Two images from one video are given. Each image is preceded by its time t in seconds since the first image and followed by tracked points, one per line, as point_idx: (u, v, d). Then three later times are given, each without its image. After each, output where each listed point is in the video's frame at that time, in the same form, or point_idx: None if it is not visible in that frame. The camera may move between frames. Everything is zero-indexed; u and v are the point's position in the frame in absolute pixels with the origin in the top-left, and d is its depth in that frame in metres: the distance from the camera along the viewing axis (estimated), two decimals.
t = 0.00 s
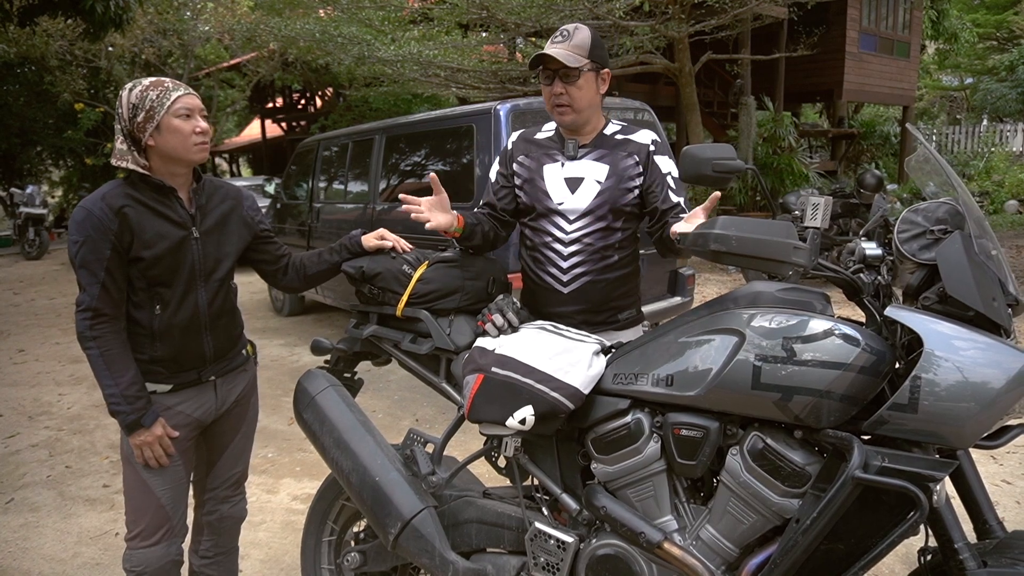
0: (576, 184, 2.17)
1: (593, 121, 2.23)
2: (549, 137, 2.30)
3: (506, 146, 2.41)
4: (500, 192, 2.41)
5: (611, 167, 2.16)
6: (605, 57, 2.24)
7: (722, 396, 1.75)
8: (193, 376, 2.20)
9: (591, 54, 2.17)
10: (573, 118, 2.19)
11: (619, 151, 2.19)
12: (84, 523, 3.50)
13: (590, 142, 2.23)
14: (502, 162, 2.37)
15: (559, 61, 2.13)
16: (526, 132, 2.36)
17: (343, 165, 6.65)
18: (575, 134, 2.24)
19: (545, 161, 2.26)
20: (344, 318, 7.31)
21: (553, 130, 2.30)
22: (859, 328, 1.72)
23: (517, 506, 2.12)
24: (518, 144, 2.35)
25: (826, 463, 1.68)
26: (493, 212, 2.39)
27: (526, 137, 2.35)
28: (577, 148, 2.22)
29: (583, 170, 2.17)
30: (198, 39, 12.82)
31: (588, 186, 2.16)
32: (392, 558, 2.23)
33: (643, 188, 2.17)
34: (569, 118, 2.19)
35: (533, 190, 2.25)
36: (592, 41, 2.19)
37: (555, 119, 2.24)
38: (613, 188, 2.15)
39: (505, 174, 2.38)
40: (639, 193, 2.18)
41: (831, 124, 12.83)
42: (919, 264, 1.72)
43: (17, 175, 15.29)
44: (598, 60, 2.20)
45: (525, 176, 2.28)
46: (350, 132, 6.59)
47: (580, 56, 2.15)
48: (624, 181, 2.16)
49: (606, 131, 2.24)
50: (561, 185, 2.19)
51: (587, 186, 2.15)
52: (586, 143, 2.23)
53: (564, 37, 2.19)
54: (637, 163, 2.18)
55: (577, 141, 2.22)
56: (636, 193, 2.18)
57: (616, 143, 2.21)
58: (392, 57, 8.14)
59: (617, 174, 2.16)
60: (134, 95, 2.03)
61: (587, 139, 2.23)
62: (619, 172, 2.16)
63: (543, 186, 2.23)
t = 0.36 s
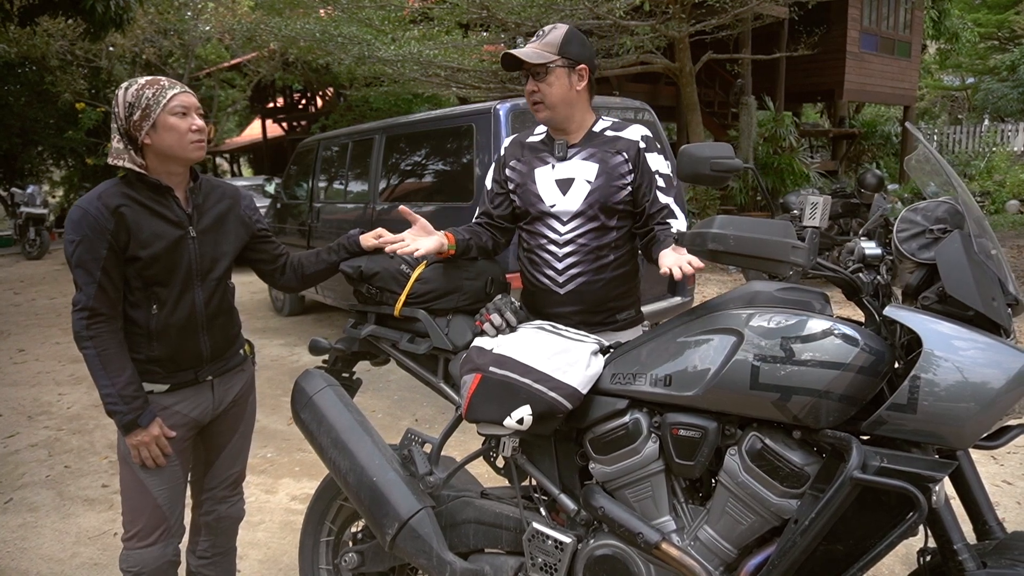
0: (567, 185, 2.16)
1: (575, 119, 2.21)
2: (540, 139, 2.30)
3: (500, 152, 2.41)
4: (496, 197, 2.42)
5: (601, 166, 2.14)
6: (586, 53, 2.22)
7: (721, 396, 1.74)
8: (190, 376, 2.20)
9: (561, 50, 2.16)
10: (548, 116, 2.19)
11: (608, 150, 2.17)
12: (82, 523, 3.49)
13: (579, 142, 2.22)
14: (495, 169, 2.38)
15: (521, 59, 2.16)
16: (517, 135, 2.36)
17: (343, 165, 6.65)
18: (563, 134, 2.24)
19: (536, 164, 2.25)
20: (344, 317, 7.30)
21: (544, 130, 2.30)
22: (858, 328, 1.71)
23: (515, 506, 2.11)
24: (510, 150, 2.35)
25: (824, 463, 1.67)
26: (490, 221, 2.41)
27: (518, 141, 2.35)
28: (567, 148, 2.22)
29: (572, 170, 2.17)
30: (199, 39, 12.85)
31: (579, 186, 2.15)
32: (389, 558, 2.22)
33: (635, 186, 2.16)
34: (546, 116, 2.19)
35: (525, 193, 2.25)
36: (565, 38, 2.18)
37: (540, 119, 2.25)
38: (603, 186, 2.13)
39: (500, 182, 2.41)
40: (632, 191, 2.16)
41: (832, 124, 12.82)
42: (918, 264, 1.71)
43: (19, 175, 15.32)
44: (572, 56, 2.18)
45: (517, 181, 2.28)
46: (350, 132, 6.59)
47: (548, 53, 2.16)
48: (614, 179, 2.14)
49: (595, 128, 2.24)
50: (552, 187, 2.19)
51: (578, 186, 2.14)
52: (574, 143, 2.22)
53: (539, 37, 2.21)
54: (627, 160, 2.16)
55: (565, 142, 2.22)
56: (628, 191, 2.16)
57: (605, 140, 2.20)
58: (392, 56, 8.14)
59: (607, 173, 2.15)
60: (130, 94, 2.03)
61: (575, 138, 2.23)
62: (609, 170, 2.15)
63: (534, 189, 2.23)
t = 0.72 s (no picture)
0: (561, 184, 2.15)
1: (579, 120, 2.22)
2: (534, 137, 2.28)
3: (493, 149, 2.39)
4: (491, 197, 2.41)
5: (594, 165, 2.13)
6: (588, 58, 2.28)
7: (715, 397, 1.72)
8: (183, 377, 2.19)
9: (579, 51, 2.19)
10: (563, 114, 2.17)
11: (601, 149, 2.16)
12: (78, 523, 3.49)
13: (573, 142, 2.20)
14: (488, 166, 2.35)
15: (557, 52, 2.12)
16: (511, 134, 2.35)
17: (343, 165, 6.64)
18: (559, 134, 2.22)
19: (529, 162, 2.24)
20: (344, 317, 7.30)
21: (539, 128, 2.28)
22: (853, 329, 1.70)
23: (509, 508, 2.10)
24: (505, 147, 2.34)
25: (818, 466, 1.66)
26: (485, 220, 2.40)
27: (512, 140, 2.34)
28: (561, 147, 2.20)
29: (566, 170, 2.15)
30: (201, 39, 12.91)
31: (572, 185, 2.14)
32: (382, 560, 2.21)
33: (626, 186, 2.13)
34: (560, 114, 2.17)
35: (518, 191, 2.23)
36: (579, 40, 2.22)
37: (542, 116, 2.21)
38: (596, 186, 2.12)
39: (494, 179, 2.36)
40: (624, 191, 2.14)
41: (834, 124, 12.79)
42: (914, 264, 1.70)
43: (22, 175, 15.37)
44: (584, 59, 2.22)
45: (510, 178, 2.26)
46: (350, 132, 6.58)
47: (572, 51, 2.17)
48: (607, 178, 2.13)
49: (590, 128, 2.21)
50: (545, 185, 2.17)
51: (571, 185, 2.13)
52: (569, 142, 2.20)
53: (555, 33, 2.20)
54: (618, 160, 2.14)
55: (560, 141, 2.20)
56: (620, 190, 2.14)
57: (598, 139, 2.18)
58: (392, 56, 8.15)
59: (600, 172, 2.14)
60: (123, 93, 2.01)
61: (570, 138, 2.21)
62: (602, 169, 2.13)
63: (527, 187, 2.21)
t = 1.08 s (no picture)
0: (555, 182, 2.14)
1: (575, 119, 2.20)
2: (531, 135, 2.28)
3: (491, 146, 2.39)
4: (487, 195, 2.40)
5: (590, 162, 2.13)
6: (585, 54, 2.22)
7: (713, 398, 1.71)
8: (179, 377, 2.18)
9: (572, 51, 2.16)
10: (555, 117, 2.17)
11: (597, 147, 2.14)
12: (77, 523, 3.48)
13: (570, 140, 2.19)
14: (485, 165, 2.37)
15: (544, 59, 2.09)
16: (508, 131, 2.34)
17: (344, 164, 6.63)
18: (555, 133, 2.21)
19: (525, 160, 2.23)
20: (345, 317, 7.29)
21: (536, 127, 2.27)
22: (852, 330, 1.68)
23: (506, 509, 2.08)
24: (501, 144, 2.33)
25: (817, 468, 1.64)
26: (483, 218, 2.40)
27: (508, 137, 2.33)
28: (557, 146, 2.19)
29: (561, 167, 2.14)
30: (203, 39, 12.99)
31: (566, 183, 2.12)
32: (380, 561, 2.20)
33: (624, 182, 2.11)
34: (552, 117, 2.16)
35: (514, 189, 2.22)
36: (572, 40, 2.17)
37: (538, 118, 2.21)
38: (591, 182, 2.11)
39: (490, 176, 2.38)
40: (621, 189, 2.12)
41: (836, 124, 12.77)
42: (914, 265, 1.68)
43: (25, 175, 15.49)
44: (579, 58, 2.18)
45: (506, 175, 2.25)
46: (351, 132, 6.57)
47: (561, 54, 2.13)
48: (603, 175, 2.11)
49: (587, 127, 2.20)
50: (540, 183, 2.16)
51: (566, 183, 2.12)
52: (566, 141, 2.19)
53: (546, 35, 2.16)
54: (615, 157, 2.13)
55: (556, 140, 2.19)
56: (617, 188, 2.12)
57: (594, 137, 2.17)
58: (393, 56, 8.14)
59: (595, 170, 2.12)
60: (119, 92, 2.00)
61: (566, 137, 2.20)
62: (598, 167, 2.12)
63: (522, 185, 2.20)
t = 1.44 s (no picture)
0: (552, 184, 2.12)
1: (559, 122, 2.18)
2: (526, 139, 2.26)
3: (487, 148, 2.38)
4: (486, 198, 2.40)
5: (585, 163, 2.10)
6: (568, 55, 2.15)
7: (712, 399, 1.70)
8: (178, 377, 2.18)
9: (543, 55, 2.11)
10: (526, 120, 2.18)
11: (593, 147, 2.13)
12: (77, 523, 3.48)
13: (564, 142, 2.18)
14: (483, 168, 2.36)
15: (502, 67, 2.11)
16: (504, 134, 2.33)
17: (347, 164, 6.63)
18: (548, 134, 2.21)
19: (521, 162, 2.22)
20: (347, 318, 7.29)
21: (529, 130, 2.26)
22: (852, 331, 1.67)
23: (505, 510, 2.07)
24: (497, 146, 2.32)
25: (817, 469, 1.63)
26: (481, 220, 2.40)
27: (505, 139, 2.32)
28: (552, 147, 2.18)
29: (558, 169, 2.13)
30: (207, 39, 13.07)
31: (563, 184, 2.11)
32: (379, 562, 2.19)
33: (622, 184, 2.12)
34: (525, 119, 2.18)
35: (512, 191, 2.21)
36: (546, 42, 2.12)
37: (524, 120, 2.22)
38: (589, 184, 2.09)
39: (487, 181, 2.37)
40: (619, 190, 2.12)
41: (840, 124, 12.73)
42: (916, 265, 1.66)
43: (31, 175, 15.58)
44: (554, 61, 2.12)
45: (504, 178, 2.25)
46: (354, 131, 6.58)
47: (521, 61, 2.11)
48: (599, 177, 2.10)
49: (582, 128, 2.19)
50: (536, 185, 2.15)
51: (562, 185, 2.11)
52: (560, 142, 2.18)
53: (521, 40, 2.16)
54: (612, 158, 2.12)
55: (550, 141, 2.18)
56: (614, 189, 2.12)
57: (591, 138, 2.15)
58: (396, 56, 8.14)
59: (592, 171, 2.10)
60: (117, 92, 2.00)
61: (561, 138, 2.19)
62: (594, 168, 2.10)
63: (520, 187, 2.20)
